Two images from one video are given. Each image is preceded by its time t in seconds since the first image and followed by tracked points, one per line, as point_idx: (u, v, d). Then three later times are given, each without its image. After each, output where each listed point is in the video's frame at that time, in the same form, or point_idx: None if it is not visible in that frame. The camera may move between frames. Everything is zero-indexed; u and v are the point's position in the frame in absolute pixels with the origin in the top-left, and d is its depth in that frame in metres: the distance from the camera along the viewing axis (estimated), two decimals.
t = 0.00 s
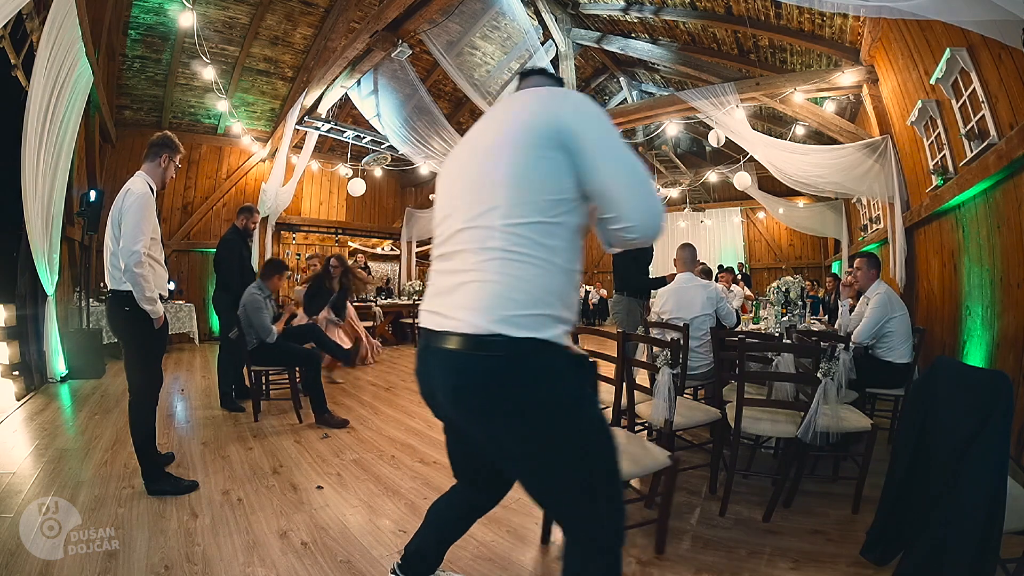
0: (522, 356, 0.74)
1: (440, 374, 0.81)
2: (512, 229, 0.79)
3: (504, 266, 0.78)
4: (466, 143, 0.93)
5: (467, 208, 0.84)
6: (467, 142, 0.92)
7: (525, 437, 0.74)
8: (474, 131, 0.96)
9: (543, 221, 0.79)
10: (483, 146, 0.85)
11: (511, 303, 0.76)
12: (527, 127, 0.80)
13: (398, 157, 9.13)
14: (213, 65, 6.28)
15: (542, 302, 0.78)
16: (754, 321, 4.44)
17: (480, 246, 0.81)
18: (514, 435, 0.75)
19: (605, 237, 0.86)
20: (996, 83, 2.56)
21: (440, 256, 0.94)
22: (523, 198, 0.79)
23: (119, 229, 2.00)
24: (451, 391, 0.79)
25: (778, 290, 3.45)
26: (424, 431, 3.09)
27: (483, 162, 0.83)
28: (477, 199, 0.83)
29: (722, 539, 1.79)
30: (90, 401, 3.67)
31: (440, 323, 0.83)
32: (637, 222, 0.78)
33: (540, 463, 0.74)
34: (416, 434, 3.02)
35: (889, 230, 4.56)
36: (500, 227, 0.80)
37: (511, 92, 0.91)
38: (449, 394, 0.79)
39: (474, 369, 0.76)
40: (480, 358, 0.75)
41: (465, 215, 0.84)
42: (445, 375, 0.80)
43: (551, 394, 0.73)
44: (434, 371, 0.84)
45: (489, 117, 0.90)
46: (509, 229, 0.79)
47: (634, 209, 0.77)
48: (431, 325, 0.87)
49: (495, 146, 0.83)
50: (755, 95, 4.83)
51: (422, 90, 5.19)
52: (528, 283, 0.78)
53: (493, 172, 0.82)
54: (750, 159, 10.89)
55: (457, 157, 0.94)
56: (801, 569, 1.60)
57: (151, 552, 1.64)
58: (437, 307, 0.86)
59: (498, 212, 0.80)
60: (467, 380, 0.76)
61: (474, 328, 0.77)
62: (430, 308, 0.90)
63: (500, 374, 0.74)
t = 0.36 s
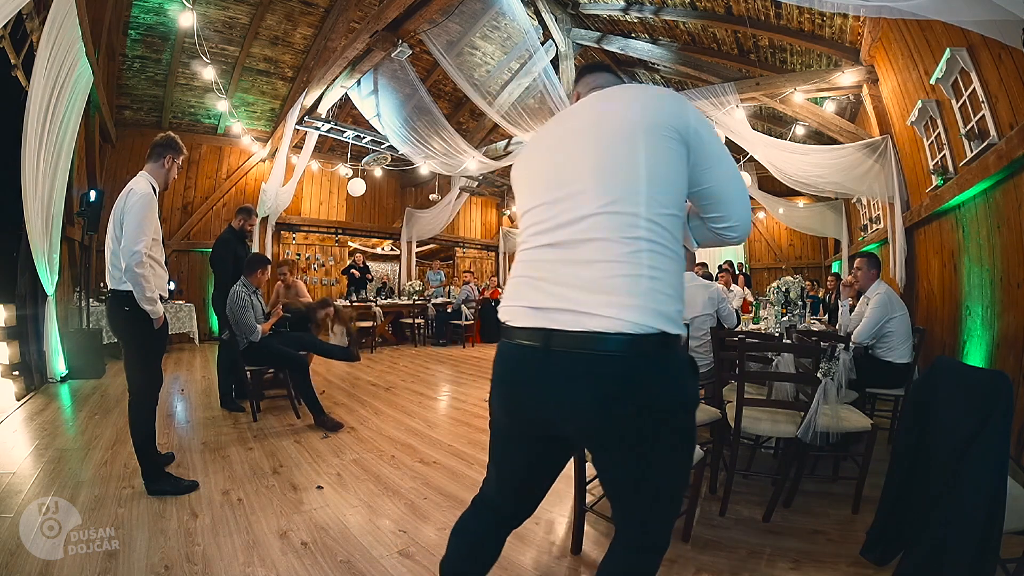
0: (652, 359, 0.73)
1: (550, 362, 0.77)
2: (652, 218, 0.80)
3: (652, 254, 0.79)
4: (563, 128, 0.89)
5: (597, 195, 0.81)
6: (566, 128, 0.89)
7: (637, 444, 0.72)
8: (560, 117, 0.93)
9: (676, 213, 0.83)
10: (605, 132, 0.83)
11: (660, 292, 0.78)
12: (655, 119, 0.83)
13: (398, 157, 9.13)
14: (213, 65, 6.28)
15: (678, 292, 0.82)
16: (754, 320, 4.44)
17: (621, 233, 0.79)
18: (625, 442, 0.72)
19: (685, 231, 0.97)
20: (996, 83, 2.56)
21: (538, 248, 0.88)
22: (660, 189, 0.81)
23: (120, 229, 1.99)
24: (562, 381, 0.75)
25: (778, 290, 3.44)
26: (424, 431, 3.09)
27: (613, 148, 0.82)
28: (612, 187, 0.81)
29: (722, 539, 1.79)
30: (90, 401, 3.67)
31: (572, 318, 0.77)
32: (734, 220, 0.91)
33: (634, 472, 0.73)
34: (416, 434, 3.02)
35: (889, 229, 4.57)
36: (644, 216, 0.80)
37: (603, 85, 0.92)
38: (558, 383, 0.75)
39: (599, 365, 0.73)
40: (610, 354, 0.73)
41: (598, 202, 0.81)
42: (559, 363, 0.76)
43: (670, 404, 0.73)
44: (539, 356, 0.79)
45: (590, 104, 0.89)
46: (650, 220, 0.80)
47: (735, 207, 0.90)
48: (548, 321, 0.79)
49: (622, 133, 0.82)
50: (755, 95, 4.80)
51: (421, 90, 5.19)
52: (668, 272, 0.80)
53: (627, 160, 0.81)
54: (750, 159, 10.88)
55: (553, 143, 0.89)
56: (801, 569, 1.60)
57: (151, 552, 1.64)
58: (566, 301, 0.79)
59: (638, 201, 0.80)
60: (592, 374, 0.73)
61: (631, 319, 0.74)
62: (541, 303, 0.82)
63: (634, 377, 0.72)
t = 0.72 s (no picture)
0: (688, 364, 0.75)
1: (585, 367, 0.77)
2: (700, 235, 0.81)
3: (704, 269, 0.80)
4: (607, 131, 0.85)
5: (650, 209, 0.79)
6: (609, 132, 0.85)
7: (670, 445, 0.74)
8: (598, 117, 0.88)
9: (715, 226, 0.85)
10: (656, 143, 0.81)
11: (707, 308, 0.80)
12: (702, 133, 0.82)
13: (397, 157, 9.13)
14: (213, 65, 6.28)
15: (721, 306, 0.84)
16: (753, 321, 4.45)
17: (673, 250, 0.79)
18: (659, 443, 0.74)
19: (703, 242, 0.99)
20: (995, 83, 2.56)
21: (580, 258, 0.84)
22: (707, 205, 0.82)
23: (122, 229, 2.00)
24: (598, 388, 0.75)
25: (778, 290, 3.44)
26: (424, 431, 3.08)
27: (665, 161, 0.80)
28: (665, 201, 0.79)
29: (722, 539, 1.79)
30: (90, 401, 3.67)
31: (627, 335, 0.75)
32: (754, 236, 0.95)
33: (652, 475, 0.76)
34: (416, 434, 3.02)
35: (889, 230, 4.57)
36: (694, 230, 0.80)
37: (642, 88, 0.89)
38: (594, 390, 0.75)
39: (634, 376, 0.73)
40: (644, 365, 0.73)
41: (651, 216, 0.79)
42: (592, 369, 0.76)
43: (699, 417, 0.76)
44: (570, 362, 0.79)
45: (634, 109, 0.86)
46: (696, 235, 0.81)
47: (759, 223, 0.93)
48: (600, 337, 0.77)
49: (672, 146, 0.81)
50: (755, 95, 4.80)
51: (422, 90, 5.19)
52: (711, 288, 0.82)
53: (679, 174, 0.80)
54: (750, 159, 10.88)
55: (596, 146, 0.85)
56: (801, 569, 1.60)
57: (151, 552, 1.64)
58: (620, 318, 0.76)
59: (688, 217, 0.80)
60: (632, 381, 0.73)
61: (686, 337, 0.75)
62: (592, 318, 0.79)
63: (673, 381, 0.73)
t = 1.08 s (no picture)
0: (698, 365, 0.76)
1: (600, 373, 0.75)
2: (710, 240, 0.82)
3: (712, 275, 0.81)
4: (619, 131, 0.84)
5: (664, 213, 0.79)
6: (620, 133, 0.83)
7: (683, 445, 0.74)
8: (608, 116, 0.87)
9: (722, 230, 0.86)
10: (669, 146, 0.81)
11: (716, 313, 0.81)
12: (712, 138, 0.83)
13: (397, 157, 9.13)
14: (213, 65, 6.28)
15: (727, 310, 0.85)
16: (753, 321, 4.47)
17: (685, 254, 0.79)
18: (673, 444, 0.74)
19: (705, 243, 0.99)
20: (995, 83, 2.56)
21: (591, 262, 0.83)
22: (715, 211, 0.82)
23: (122, 229, 1.99)
24: (613, 392, 0.74)
25: (778, 290, 3.44)
26: (424, 431, 3.09)
27: (679, 165, 0.80)
28: (679, 205, 0.79)
29: (722, 539, 1.79)
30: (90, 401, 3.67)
31: (643, 340, 0.75)
32: (756, 239, 0.95)
33: (653, 476, 0.76)
34: (417, 434, 3.02)
35: (889, 229, 4.57)
36: (703, 236, 0.81)
37: (651, 87, 0.89)
38: (609, 394, 0.74)
39: (644, 378, 0.73)
40: (652, 368, 0.73)
41: (665, 221, 0.79)
42: (606, 374, 0.75)
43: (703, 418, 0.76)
44: (582, 367, 0.78)
45: (644, 109, 0.85)
46: (706, 241, 0.81)
47: (762, 227, 0.94)
48: (615, 343, 0.76)
49: (683, 150, 0.81)
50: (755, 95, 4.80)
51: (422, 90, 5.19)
52: (719, 291, 0.84)
53: (692, 179, 0.80)
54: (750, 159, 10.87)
55: (608, 146, 0.84)
56: (801, 569, 1.60)
57: (151, 552, 1.64)
58: (635, 323, 0.76)
59: (699, 223, 0.80)
60: (649, 384, 0.73)
61: (700, 341, 0.76)
62: (606, 324, 0.78)
63: (682, 383, 0.74)
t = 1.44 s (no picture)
0: (686, 349, 0.76)
1: (595, 360, 0.74)
2: (700, 236, 0.82)
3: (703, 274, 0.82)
4: (620, 117, 0.79)
5: (665, 208, 0.77)
6: (620, 124, 0.79)
7: (679, 429, 0.76)
8: (609, 98, 0.81)
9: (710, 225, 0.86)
10: (670, 137, 0.78)
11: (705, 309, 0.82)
12: (709, 134, 0.81)
13: (397, 157, 9.13)
14: (213, 65, 6.28)
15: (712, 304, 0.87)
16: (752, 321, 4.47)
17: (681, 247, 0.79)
18: (665, 429, 0.76)
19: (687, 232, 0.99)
20: (995, 83, 2.56)
21: (586, 258, 0.79)
22: (707, 209, 0.82)
23: (123, 228, 1.99)
24: (609, 379, 0.74)
25: (778, 290, 3.44)
26: (424, 431, 3.08)
27: (679, 158, 0.78)
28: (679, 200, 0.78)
29: (722, 539, 1.79)
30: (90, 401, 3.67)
31: (638, 329, 0.74)
32: (736, 232, 0.97)
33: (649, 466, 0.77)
34: (416, 434, 3.02)
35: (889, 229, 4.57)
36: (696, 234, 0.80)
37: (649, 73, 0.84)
38: (604, 380, 0.74)
39: (637, 364, 0.73)
40: (644, 353, 0.74)
41: (663, 219, 0.77)
42: (600, 361, 0.74)
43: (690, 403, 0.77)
44: (574, 355, 0.76)
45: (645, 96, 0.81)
46: (698, 239, 0.81)
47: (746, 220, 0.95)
48: (611, 332, 0.75)
49: (683, 146, 0.79)
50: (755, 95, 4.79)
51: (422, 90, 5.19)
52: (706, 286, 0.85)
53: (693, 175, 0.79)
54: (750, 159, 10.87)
55: (606, 134, 0.79)
56: (801, 569, 1.60)
57: (151, 552, 1.64)
58: (634, 321, 0.75)
59: (693, 222, 0.80)
60: (643, 369, 0.73)
61: (692, 330, 0.77)
62: (603, 322, 0.75)
63: (673, 368, 0.74)
